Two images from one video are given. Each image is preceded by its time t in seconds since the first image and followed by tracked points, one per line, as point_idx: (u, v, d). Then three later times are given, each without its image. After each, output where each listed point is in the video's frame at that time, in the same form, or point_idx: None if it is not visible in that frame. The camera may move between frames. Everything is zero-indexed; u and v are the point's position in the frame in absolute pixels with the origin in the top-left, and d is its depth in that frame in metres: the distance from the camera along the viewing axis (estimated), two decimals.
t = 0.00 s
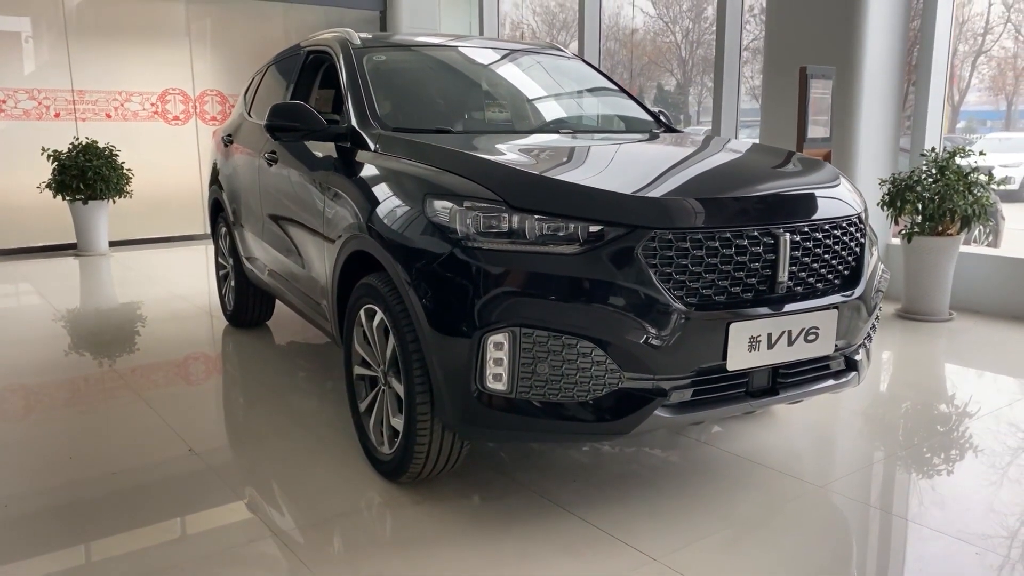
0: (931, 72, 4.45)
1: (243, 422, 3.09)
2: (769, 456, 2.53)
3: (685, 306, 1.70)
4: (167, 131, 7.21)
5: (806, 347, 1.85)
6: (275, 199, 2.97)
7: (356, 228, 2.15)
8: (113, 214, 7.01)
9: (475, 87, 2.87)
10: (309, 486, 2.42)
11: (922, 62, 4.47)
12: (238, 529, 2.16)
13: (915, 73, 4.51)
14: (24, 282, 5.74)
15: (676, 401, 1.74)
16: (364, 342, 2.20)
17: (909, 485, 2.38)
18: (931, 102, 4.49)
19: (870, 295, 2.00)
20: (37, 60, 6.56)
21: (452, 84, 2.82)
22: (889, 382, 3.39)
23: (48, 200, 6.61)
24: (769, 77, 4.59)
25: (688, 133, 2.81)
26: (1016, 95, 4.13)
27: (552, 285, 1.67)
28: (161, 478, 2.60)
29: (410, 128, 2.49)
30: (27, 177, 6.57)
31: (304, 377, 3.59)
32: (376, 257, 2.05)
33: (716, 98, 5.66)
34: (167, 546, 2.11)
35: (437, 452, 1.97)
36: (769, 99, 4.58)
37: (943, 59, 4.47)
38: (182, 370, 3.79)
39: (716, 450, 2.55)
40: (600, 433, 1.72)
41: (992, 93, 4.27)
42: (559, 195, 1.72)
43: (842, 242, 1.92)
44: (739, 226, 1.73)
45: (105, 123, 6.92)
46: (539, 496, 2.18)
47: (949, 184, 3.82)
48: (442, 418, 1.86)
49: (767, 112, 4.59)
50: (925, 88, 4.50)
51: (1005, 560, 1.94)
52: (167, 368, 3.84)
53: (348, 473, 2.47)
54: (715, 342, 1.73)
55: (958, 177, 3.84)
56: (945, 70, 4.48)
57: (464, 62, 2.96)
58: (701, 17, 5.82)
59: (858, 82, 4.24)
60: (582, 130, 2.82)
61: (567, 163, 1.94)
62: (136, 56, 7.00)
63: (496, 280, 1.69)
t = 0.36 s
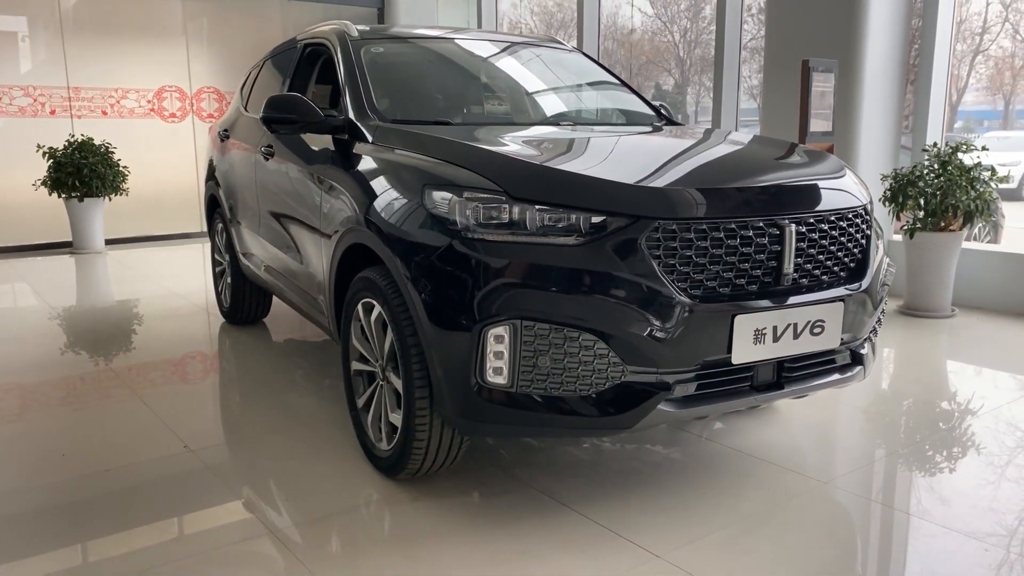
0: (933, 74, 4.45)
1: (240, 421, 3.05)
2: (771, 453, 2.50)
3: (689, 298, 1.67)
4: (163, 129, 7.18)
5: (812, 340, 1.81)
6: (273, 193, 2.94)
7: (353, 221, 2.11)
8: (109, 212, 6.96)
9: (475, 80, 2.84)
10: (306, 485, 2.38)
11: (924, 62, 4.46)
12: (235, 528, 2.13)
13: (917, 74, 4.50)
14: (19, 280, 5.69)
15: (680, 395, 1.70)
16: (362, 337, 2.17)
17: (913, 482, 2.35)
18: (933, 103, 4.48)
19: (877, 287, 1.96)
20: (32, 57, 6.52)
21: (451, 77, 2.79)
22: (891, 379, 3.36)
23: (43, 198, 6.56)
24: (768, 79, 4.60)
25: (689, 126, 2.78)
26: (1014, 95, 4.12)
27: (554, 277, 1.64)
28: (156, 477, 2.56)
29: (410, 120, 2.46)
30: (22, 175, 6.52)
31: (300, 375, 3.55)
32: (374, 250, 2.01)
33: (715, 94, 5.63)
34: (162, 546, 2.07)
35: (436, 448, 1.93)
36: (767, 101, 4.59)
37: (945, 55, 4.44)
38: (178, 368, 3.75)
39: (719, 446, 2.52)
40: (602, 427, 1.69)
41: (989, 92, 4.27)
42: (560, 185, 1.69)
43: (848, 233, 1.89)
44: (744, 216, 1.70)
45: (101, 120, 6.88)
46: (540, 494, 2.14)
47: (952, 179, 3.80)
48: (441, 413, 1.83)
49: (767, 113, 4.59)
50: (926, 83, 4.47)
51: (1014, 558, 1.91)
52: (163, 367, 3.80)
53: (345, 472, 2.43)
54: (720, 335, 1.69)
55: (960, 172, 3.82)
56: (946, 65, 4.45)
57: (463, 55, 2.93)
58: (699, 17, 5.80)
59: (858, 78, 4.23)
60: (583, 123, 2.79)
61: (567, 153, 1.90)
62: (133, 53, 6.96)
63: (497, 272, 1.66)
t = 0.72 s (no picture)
0: (934, 71, 4.39)
1: (234, 422, 3.00)
2: (772, 455, 2.45)
3: (692, 298, 1.62)
4: (158, 127, 7.12)
5: (817, 340, 1.77)
6: (267, 191, 2.89)
7: (348, 219, 2.06)
8: (103, 212, 6.90)
9: (472, 76, 2.79)
10: (300, 488, 2.33)
11: (925, 60, 4.41)
12: (227, 532, 2.07)
13: (918, 72, 4.45)
14: (12, 280, 5.63)
15: (683, 398, 1.66)
16: (356, 338, 2.12)
17: (917, 484, 2.30)
18: (935, 101, 4.42)
19: (883, 287, 1.92)
20: (25, 55, 6.46)
21: (447, 72, 2.75)
22: (894, 380, 3.31)
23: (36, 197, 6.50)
24: (768, 77, 4.56)
25: (690, 122, 2.74)
26: (1012, 94, 4.07)
27: (554, 276, 1.59)
28: (148, 479, 2.51)
29: (405, 116, 2.41)
30: (15, 174, 6.46)
31: (294, 376, 3.50)
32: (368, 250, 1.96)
33: (714, 92, 5.58)
34: (153, 550, 2.02)
35: (432, 451, 1.89)
36: (767, 103, 4.56)
37: (947, 50, 4.39)
38: (171, 369, 3.70)
39: (721, 448, 2.48)
40: (603, 430, 1.65)
41: (986, 91, 4.22)
42: (559, 182, 1.64)
43: (854, 231, 1.84)
44: (749, 214, 1.66)
45: (95, 119, 6.82)
46: (539, 497, 2.10)
47: (954, 177, 3.76)
48: (438, 415, 1.78)
49: (768, 113, 4.56)
50: (929, 79, 4.42)
51: None
52: (156, 368, 3.75)
53: (340, 474, 2.38)
54: (724, 335, 1.65)
55: (963, 170, 3.77)
56: (949, 61, 4.40)
57: (460, 51, 2.88)
58: (696, 16, 5.76)
59: (858, 76, 4.19)
60: (582, 119, 2.74)
61: (566, 149, 1.86)
62: (127, 51, 6.90)
63: (495, 271, 1.61)
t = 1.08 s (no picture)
0: (940, 69, 4.29)
1: (225, 430, 2.92)
2: (779, 466, 2.38)
3: (699, 308, 1.55)
4: (151, 127, 7.04)
5: (829, 352, 1.70)
6: (258, 194, 2.81)
7: (340, 224, 1.99)
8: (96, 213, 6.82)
9: (468, 75, 2.71)
10: (292, 499, 2.25)
11: (930, 58, 4.31)
12: (214, 546, 2.00)
13: (923, 70, 4.35)
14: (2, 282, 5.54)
15: (689, 413, 1.58)
16: (349, 347, 2.05)
17: (926, 493, 2.23)
18: (941, 99, 4.32)
19: (896, 295, 1.85)
20: (16, 55, 6.37)
21: (443, 72, 2.67)
22: (900, 386, 3.24)
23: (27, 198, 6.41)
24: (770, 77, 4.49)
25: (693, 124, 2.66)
26: (1010, 93, 4.04)
27: (555, 286, 1.52)
28: (134, 487, 2.43)
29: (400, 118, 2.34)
30: (6, 174, 6.37)
31: (286, 381, 3.43)
32: (361, 257, 1.89)
33: (715, 92, 5.51)
34: (137, 563, 1.94)
35: (428, 466, 1.81)
36: (769, 105, 4.51)
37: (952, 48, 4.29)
38: (161, 374, 3.62)
39: (725, 459, 2.41)
40: (604, 446, 1.57)
41: (982, 91, 4.18)
42: (560, 187, 1.57)
43: (866, 237, 1.77)
44: (758, 220, 1.58)
45: (88, 119, 6.73)
46: (539, 515, 2.02)
47: (960, 179, 3.69)
48: (433, 429, 1.71)
49: (770, 113, 4.50)
50: (934, 77, 4.31)
51: None
52: (146, 372, 3.67)
53: (331, 484, 2.30)
54: (732, 347, 1.58)
55: (970, 171, 3.70)
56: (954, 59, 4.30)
57: (456, 50, 2.81)
58: (694, 16, 5.70)
59: (861, 75, 4.13)
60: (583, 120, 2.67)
61: (567, 152, 1.79)
62: (121, 49, 6.81)
63: (493, 280, 1.54)
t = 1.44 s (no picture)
0: (951, 68, 4.19)
1: (215, 437, 2.81)
2: (792, 478, 2.28)
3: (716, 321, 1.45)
4: (144, 127, 6.92)
5: (852, 365, 1.60)
6: (249, 196, 2.70)
7: (333, 229, 1.88)
8: (87, 213, 6.70)
9: (467, 73, 2.61)
10: (283, 512, 2.15)
11: (941, 56, 4.20)
12: (197, 567, 1.88)
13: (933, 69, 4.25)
14: None
15: (705, 432, 1.48)
16: (343, 358, 1.95)
17: (943, 506, 2.13)
18: (951, 99, 4.23)
19: (920, 304, 1.75)
20: (5, 53, 6.25)
21: (441, 69, 2.57)
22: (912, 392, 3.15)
23: (17, 198, 6.30)
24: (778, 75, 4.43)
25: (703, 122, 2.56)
26: (1008, 93, 4.03)
27: (561, 297, 1.42)
28: (115, 497, 2.32)
29: (396, 116, 2.24)
30: None
31: (277, 388, 3.32)
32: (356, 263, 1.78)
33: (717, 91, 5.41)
34: None
35: (425, 485, 1.71)
36: (775, 105, 4.45)
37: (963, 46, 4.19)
38: (150, 379, 3.51)
39: (736, 472, 2.30)
40: (614, 467, 1.47)
41: (980, 91, 4.15)
42: (567, 190, 1.47)
43: (890, 244, 1.67)
44: (779, 226, 1.49)
45: (79, 117, 6.61)
46: (541, 534, 1.92)
47: (973, 180, 3.59)
48: (430, 447, 1.61)
49: (778, 112, 4.42)
50: (945, 75, 4.21)
51: None
52: (133, 377, 3.55)
53: (321, 498, 2.19)
54: (751, 362, 1.48)
55: (982, 172, 3.61)
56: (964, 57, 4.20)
57: (455, 46, 2.70)
58: (694, 15, 5.61)
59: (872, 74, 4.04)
60: (587, 118, 2.57)
61: (572, 153, 1.69)
62: (112, 47, 6.70)
63: (495, 290, 1.44)
